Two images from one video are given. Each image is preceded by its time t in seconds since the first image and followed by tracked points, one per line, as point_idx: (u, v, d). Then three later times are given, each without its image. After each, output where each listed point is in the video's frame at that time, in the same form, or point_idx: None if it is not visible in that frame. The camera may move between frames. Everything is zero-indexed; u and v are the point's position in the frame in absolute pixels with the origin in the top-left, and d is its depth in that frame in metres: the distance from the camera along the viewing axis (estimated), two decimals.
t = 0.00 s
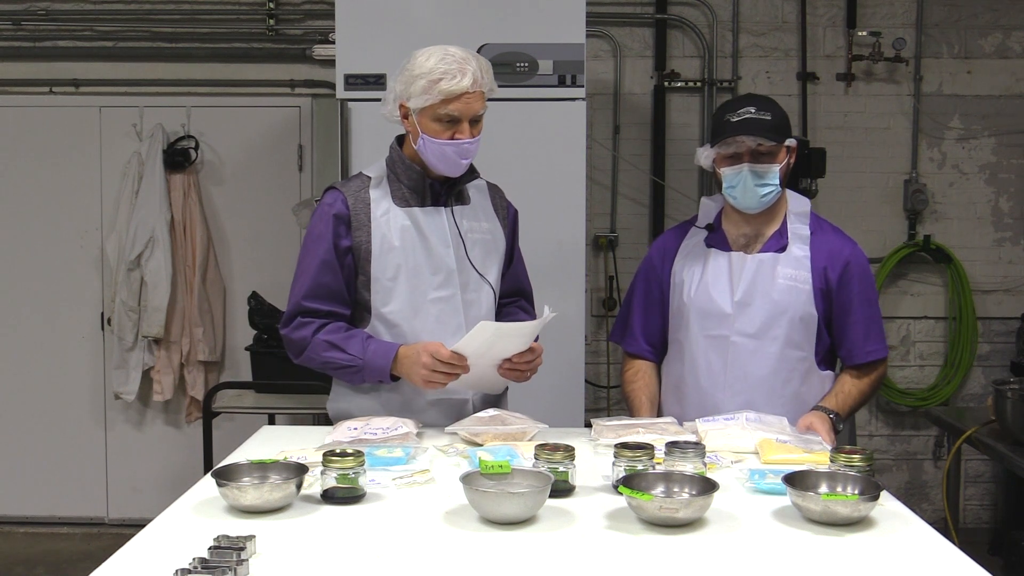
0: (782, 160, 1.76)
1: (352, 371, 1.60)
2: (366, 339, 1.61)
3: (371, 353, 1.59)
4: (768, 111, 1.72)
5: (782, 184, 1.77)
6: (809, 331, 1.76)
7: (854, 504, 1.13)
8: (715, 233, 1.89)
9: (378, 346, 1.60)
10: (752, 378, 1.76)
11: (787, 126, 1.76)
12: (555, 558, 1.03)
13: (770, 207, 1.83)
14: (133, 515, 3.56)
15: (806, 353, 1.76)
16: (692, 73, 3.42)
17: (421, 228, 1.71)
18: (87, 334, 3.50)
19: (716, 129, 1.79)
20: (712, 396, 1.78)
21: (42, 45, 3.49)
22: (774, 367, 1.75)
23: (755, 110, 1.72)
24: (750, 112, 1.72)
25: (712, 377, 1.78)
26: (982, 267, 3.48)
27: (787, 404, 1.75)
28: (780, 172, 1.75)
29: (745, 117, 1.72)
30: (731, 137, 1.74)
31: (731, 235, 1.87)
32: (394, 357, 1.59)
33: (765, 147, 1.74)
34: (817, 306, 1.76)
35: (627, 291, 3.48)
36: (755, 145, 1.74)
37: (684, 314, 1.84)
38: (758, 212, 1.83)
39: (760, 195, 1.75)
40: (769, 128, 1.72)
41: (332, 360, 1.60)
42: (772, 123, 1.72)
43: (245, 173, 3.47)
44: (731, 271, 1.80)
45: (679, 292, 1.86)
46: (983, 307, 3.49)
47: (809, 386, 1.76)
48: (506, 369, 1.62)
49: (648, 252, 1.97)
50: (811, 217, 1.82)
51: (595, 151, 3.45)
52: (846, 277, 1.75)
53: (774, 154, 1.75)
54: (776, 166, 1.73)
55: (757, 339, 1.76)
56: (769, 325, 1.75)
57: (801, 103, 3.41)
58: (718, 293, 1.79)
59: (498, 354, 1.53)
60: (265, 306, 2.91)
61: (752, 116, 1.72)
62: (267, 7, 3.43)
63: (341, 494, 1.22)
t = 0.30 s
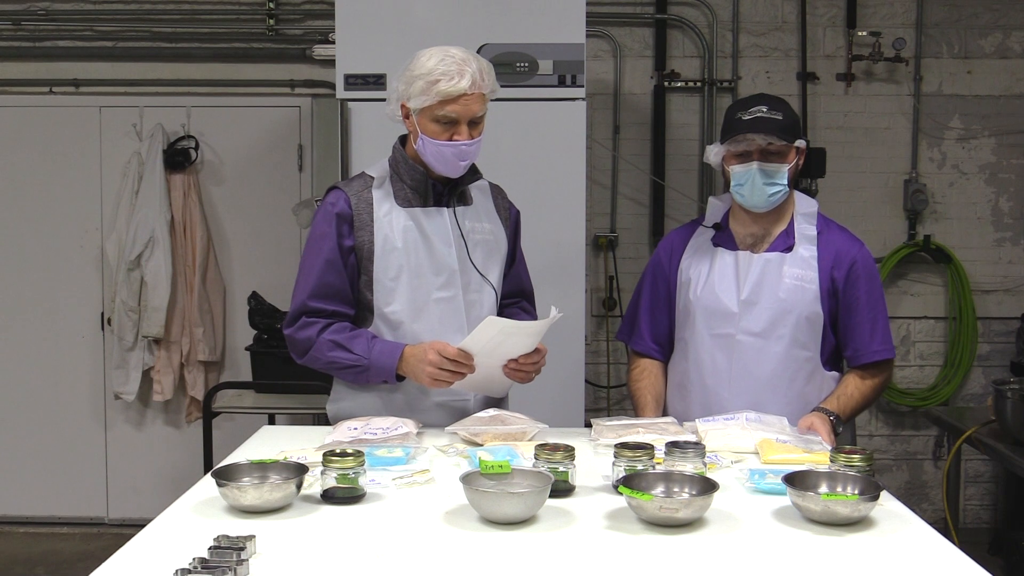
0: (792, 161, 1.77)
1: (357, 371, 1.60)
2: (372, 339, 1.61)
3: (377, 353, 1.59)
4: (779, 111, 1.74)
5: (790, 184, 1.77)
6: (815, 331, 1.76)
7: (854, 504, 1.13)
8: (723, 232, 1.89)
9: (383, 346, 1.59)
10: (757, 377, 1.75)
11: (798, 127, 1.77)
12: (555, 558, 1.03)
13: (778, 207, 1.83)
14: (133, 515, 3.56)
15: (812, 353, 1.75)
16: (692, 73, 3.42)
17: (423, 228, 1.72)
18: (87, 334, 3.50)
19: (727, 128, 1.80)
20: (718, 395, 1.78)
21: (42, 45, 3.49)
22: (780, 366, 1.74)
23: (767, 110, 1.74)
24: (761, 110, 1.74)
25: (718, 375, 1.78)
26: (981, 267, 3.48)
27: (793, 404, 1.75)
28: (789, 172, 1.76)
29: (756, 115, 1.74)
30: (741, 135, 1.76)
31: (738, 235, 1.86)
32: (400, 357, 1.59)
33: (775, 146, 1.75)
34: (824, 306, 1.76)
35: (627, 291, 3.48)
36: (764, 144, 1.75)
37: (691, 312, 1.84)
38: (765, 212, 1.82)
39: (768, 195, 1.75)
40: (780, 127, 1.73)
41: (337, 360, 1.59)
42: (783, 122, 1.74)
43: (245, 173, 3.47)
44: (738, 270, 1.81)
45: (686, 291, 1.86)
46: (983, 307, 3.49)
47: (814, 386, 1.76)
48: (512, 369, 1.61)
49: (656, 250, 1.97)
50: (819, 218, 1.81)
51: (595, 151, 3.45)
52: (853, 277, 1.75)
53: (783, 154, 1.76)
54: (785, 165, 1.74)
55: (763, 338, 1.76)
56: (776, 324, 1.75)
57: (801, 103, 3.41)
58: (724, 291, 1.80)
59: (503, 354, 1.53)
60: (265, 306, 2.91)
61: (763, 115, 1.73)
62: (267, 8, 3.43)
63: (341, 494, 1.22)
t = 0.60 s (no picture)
0: (803, 159, 1.77)
1: (361, 369, 1.59)
2: (376, 337, 1.61)
3: (381, 351, 1.58)
4: (788, 109, 1.75)
5: (801, 182, 1.77)
6: (828, 331, 1.75)
7: (854, 503, 1.13)
8: (735, 232, 1.90)
9: (387, 343, 1.59)
10: (770, 377, 1.76)
11: (808, 125, 1.78)
12: (555, 558, 1.03)
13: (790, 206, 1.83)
14: (133, 516, 3.56)
15: (824, 352, 1.75)
16: (692, 73, 3.42)
17: (425, 228, 1.71)
18: (87, 334, 3.50)
19: (736, 127, 1.81)
20: (730, 394, 1.78)
21: (42, 45, 3.49)
22: (793, 365, 1.74)
23: (776, 109, 1.75)
24: (770, 109, 1.75)
25: (730, 374, 1.78)
26: (981, 267, 3.48)
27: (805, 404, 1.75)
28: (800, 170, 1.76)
29: (765, 114, 1.75)
30: (751, 133, 1.77)
31: (750, 235, 1.87)
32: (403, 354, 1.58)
33: (785, 143, 1.76)
34: (837, 305, 1.76)
35: (626, 291, 3.48)
36: (775, 141, 1.76)
37: (703, 311, 1.84)
38: (777, 211, 1.82)
39: (779, 192, 1.75)
40: (790, 125, 1.74)
41: (341, 358, 1.59)
42: (793, 120, 1.74)
43: (245, 173, 3.47)
44: (751, 269, 1.81)
45: (698, 290, 1.86)
46: (983, 307, 3.49)
47: (825, 385, 1.76)
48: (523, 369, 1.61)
49: (668, 250, 1.98)
50: (831, 218, 1.81)
51: (595, 151, 3.45)
52: (865, 277, 1.74)
53: (793, 151, 1.76)
54: (795, 162, 1.75)
55: (775, 337, 1.76)
56: (788, 323, 1.75)
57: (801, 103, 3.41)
58: (737, 291, 1.80)
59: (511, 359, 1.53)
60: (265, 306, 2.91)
61: (772, 113, 1.74)
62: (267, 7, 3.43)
63: (341, 494, 1.22)
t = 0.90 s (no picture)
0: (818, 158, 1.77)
1: (356, 359, 1.56)
2: (372, 327, 1.58)
3: (376, 340, 1.55)
4: (803, 109, 1.75)
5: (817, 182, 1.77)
6: (845, 332, 1.76)
7: (854, 504, 1.13)
8: (752, 234, 1.90)
9: (382, 333, 1.56)
10: (788, 378, 1.76)
11: (823, 124, 1.78)
12: (554, 559, 1.03)
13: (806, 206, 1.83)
14: (133, 515, 3.56)
15: (842, 354, 1.76)
16: (692, 73, 3.42)
17: (435, 226, 1.71)
18: (87, 334, 3.50)
19: (751, 128, 1.82)
20: (748, 396, 1.79)
21: (42, 45, 3.49)
22: (811, 367, 1.75)
23: (790, 108, 1.75)
24: (784, 109, 1.75)
25: (748, 375, 1.79)
26: (981, 267, 3.48)
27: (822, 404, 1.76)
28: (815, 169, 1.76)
29: (779, 114, 1.75)
30: (765, 132, 1.77)
31: (768, 237, 1.87)
32: (397, 344, 1.55)
33: (800, 143, 1.76)
34: (853, 307, 1.77)
35: (627, 290, 3.48)
36: (789, 141, 1.76)
37: (721, 313, 1.84)
38: (794, 212, 1.83)
39: (794, 190, 1.75)
40: (805, 124, 1.75)
41: (336, 347, 1.57)
42: (808, 120, 1.75)
43: (245, 173, 3.46)
44: (768, 271, 1.81)
45: (716, 291, 1.87)
46: (983, 307, 3.49)
47: (841, 386, 1.77)
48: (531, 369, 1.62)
49: (685, 252, 1.97)
50: (848, 219, 1.82)
51: (595, 151, 3.45)
52: (881, 278, 1.74)
53: (809, 150, 1.76)
54: (811, 161, 1.75)
55: (793, 339, 1.76)
56: (806, 325, 1.76)
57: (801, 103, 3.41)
58: (755, 292, 1.80)
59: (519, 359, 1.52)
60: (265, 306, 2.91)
61: (786, 113, 1.75)
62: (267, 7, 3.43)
63: (341, 494, 1.22)
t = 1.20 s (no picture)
0: (824, 155, 1.79)
1: (364, 360, 1.56)
2: (378, 328, 1.57)
3: (383, 340, 1.55)
4: (808, 106, 1.77)
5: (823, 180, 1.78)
6: (852, 331, 1.76)
7: (854, 504, 1.13)
8: (757, 233, 1.90)
9: (389, 332, 1.56)
10: (795, 377, 1.76)
11: (828, 123, 1.80)
12: (555, 559, 1.03)
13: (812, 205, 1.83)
14: (133, 515, 3.56)
15: (849, 353, 1.76)
16: (692, 73, 3.42)
17: (436, 226, 1.71)
18: (87, 334, 3.50)
19: (757, 126, 1.83)
20: (755, 394, 1.79)
21: (42, 45, 3.49)
22: (818, 366, 1.75)
23: (796, 105, 1.77)
24: (790, 106, 1.77)
25: (756, 374, 1.79)
26: (981, 267, 3.48)
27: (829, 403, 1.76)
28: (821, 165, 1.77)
29: (785, 111, 1.77)
30: (771, 129, 1.78)
31: (774, 236, 1.88)
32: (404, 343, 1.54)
33: (806, 139, 1.78)
34: (860, 307, 1.76)
35: (627, 290, 3.48)
36: (796, 137, 1.78)
37: (727, 312, 1.84)
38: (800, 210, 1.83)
39: (802, 186, 1.75)
40: (810, 121, 1.76)
41: (344, 349, 1.56)
42: (812, 117, 1.77)
43: (245, 173, 3.46)
44: (775, 270, 1.81)
45: (722, 291, 1.87)
46: (983, 307, 3.49)
47: (849, 386, 1.77)
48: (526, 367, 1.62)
49: (691, 251, 1.97)
50: (853, 217, 1.81)
51: (595, 151, 3.45)
52: (887, 278, 1.74)
53: (813, 146, 1.79)
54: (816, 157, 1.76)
55: (800, 338, 1.76)
56: (812, 324, 1.76)
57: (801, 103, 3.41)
58: (761, 291, 1.80)
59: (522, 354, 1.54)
60: (265, 306, 2.91)
61: (792, 109, 1.76)
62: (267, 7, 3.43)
63: (341, 494, 1.22)
